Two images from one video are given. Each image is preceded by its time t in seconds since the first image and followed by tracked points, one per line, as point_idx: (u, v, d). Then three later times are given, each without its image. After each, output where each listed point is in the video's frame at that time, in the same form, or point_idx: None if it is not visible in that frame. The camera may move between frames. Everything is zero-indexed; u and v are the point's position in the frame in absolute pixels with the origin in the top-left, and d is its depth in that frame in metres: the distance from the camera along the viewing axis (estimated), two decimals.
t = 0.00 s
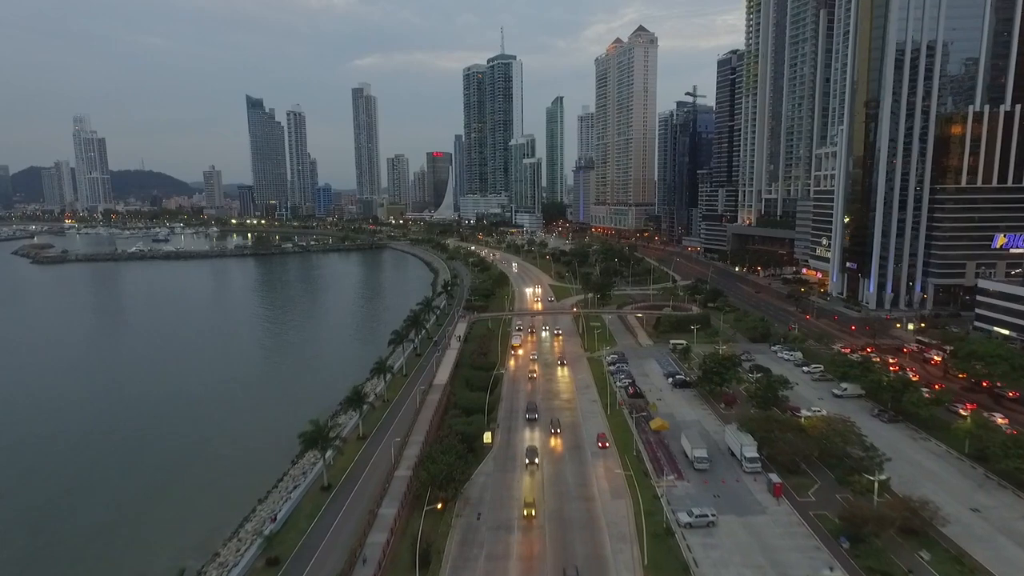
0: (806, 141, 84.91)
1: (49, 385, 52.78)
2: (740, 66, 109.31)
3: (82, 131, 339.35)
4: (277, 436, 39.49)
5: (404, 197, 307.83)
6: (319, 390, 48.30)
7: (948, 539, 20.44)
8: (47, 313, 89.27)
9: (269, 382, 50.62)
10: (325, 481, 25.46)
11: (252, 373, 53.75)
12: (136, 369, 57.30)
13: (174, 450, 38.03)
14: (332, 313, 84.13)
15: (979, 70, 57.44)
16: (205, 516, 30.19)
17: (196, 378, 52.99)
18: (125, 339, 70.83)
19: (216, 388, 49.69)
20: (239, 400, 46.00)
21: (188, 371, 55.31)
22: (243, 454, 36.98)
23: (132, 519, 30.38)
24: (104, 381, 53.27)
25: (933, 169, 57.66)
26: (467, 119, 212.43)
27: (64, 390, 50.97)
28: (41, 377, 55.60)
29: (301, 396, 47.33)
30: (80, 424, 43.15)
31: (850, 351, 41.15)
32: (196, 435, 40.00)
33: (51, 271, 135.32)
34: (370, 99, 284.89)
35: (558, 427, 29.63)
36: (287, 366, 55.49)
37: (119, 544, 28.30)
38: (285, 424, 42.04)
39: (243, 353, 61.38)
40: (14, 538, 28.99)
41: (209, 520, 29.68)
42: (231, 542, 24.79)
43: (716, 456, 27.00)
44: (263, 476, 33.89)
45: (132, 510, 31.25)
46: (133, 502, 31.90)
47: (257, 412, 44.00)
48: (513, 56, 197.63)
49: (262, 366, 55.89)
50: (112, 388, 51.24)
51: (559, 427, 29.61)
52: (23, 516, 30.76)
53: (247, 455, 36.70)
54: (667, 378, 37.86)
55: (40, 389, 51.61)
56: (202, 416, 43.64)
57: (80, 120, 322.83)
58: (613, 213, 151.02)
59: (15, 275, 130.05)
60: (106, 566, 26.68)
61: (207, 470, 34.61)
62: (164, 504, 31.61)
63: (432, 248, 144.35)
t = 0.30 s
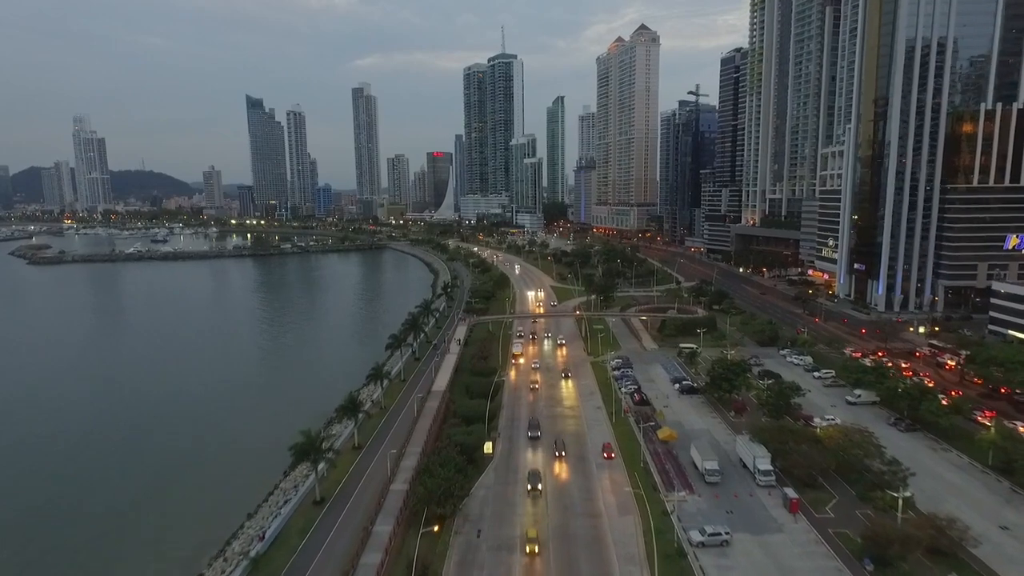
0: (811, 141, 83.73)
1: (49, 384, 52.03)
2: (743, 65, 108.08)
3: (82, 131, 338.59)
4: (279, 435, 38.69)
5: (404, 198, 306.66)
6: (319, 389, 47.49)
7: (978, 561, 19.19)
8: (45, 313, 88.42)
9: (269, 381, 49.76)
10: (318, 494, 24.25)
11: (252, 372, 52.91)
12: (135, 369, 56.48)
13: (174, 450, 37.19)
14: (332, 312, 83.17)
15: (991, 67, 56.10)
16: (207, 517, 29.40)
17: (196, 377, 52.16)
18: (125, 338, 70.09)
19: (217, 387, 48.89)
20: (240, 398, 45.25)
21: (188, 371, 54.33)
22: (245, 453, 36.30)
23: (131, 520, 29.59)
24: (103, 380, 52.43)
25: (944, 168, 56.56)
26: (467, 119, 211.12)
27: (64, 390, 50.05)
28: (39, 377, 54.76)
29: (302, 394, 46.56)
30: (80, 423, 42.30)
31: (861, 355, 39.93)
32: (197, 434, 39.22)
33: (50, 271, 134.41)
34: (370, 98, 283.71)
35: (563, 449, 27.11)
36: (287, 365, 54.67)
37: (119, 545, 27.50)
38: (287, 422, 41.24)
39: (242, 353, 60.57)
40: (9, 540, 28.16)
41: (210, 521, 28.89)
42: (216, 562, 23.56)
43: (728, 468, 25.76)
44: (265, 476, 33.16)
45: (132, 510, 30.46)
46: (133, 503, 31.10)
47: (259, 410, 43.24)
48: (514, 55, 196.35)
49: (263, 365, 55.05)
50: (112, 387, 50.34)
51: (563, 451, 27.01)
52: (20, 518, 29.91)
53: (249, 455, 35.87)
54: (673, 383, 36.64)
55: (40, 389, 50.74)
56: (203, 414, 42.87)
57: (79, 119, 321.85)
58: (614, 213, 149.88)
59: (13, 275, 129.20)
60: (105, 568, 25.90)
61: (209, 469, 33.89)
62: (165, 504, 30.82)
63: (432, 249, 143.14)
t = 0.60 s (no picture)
0: (816, 140, 82.64)
1: (48, 384, 51.21)
2: (747, 63, 106.94)
3: (81, 131, 337.57)
4: (280, 434, 37.91)
5: (404, 198, 305.63)
6: (321, 388, 46.68)
7: None
8: (42, 313, 87.40)
9: (270, 381, 48.91)
10: (310, 509, 23.06)
11: (253, 371, 52.09)
12: (134, 368, 55.59)
13: (175, 449, 36.38)
14: (332, 313, 82.27)
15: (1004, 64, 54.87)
16: (207, 518, 28.67)
17: (197, 377, 51.33)
18: (124, 338, 69.19)
19: (218, 386, 48.02)
20: (241, 397, 44.43)
21: (188, 371, 53.40)
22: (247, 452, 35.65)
23: (131, 521, 28.86)
24: (102, 380, 51.57)
25: (956, 166, 55.03)
26: (468, 119, 210.07)
27: (64, 389, 49.06)
28: (38, 376, 53.96)
29: (303, 394, 45.74)
30: (80, 423, 41.40)
31: (873, 360, 38.77)
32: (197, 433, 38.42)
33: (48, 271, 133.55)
34: (370, 98, 282.71)
35: (569, 476, 24.62)
36: (289, 364, 53.82)
37: (119, 547, 26.81)
38: (289, 421, 40.48)
39: (243, 352, 59.75)
40: (7, 541, 27.47)
41: (211, 522, 28.18)
42: None
43: (740, 482, 24.51)
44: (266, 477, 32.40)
45: (131, 511, 29.74)
46: (132, 503, 30.39)
47: (260, 409, 42.46)
48: (515, 54, 195.30)
49: (264, 365, 54.25)
50: (113, 386, 49.46)
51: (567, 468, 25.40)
52: (19, 518, 29.21)
53: (251, 454, 35.05)
54: (680, 389, 35.41)
55: (40, 389, 49.76)
56: (203, 413, 42.06)
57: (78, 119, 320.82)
58: (616, 213, 148.71)
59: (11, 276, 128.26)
60: (105, 570, 25.25)
61: (210, 470, 33.17)
62: (165, 504, 30.10)
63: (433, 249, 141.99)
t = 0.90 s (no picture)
0: (822, 139, 81.40)
1: (47, 383, 50.18)
2: (751, 61, 105.64)
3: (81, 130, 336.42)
4: (282, 432, 36.94)
5: (405, 198, 304.37)
6: (321, 388, 45.71)
7: None
8: (40, 313, 86.33)
9: (270, 381, 47.85)
10: (300, 527, 21.82)
11: (253, 371, 51.03)
12: (134, 368, 54.53)
13: (176, 449, 35.32)
14: (332, 313, 81.20)
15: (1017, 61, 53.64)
16: (208, 518, 27.69)
17: (196, 377, 50.27)
18: (124, 338, 68.08)
19: (219, 386, 46.95)
20: (241, 397, 43.38)
21: (189, 371, 52.30)
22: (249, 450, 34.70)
23: (131, 521, 27.92)
24: (101, 380, 50.56)
25: (968, 166, 54.02)
26: (468, 119, 208.89)
27: (64, 390, 47.87)
28: (37, 375, 52.96)
29: (303, 394, 44.75)
30: (81, 422, 40.26)
31: (887, 366, 37.51)
32: (197, 433, 37.43)
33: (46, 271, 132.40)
34: (370, 98, 281.60)
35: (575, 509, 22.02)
36: (289, 365, 52.79)
37: (119, 548, 25.88)
38: (290, 419, 39.56)
39: (242, 352, 58.67)
40: (5, 542, 26.53)
41: (213, 522, 27.28)
42: None
43: (755, 497, 23.29)
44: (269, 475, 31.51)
45: (131, 511, 28.78)
46: (132, 503, 29.39)
47: (261, 408, 41.49)
48: (516, 53, 194.18)
49: (264, 365, 53.20)
50: (113, 387, 48.32)
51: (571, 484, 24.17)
52: (18, 518, 28.24)
53: (253, 453, 34.01)
54: (687, 397, 34.13)
55: (40, 389, 48.56)
56: (204, 412, 41.04)
57: (77, 119, 319.94)
58: (618, 213, 147.41)
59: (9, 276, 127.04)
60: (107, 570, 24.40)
61: (212, 469, 32.27)
62: (165, 504, 29.11)
63: (433, 250, 140.53)
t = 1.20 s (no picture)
0: (827, 138, 80.13)
1: (45, 383, 49.09)
2: (755, 60, 104.29)
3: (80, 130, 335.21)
4: (283, 431, 35.95)
5: (405, 198, 303.17)
6: (322, 388, 44.66)
7: None
8: (38, 314, 85.21)
9: (269, 381, 46.77)
10: (287, 548, 20.57)
11: (252, 372, 49.92)
12: (133, 368, 53.40)
13: (178, 448, 34.24)
14: (331, 314, 80.03)
15: None
16: (208, 518, 26.76)
17: (196, 377, 49.15)
18: (122, 338, 66.92)
19: (219, 386, 45.84)
20: (241, 397, 42.27)
21: (190, 371, 51.17)
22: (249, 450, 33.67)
23: (132, 521, 26.92)
24: (101, 379, 49.51)
25: (980, 165, 52.81)
26: (468, 119, 207.78)
27: (64, 389, 46.71)
28: (35, 375, 51.87)
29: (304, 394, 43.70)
30: (82, 422, 39.10)
31: (901, 372, 36.21)
32: (196, 433, 36.39)
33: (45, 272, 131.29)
34: (370, 97, 280.45)
35: (583, 552, 19.25)
36: (289, 365, 51.70)
37: (118, 548, 24.90)
38: (291, 419, 38.54)
39: (240, 353, 57.46)
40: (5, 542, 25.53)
41: (214, 522, 26.34)
42: None
43: (769, 513, 22.06)
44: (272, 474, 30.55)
45: (131, 511, 27.75)
46: (132, 503, 28.31)
47: (262, 408, 40.44)
48: (517, 52, 193.03)
49: (263, 366, 52.01)
50: (112, 387, 47.17)
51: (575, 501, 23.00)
52: (16, 519, 27.18)
53: (254, 453, 32.96)
54: (694, 404, 32.84)
55: (40, 389, 47.38)
56: (205, 411, 39.93)
57: (77, 119, 318.69)
58: (620, 214, 146.11)
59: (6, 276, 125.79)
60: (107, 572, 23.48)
61: (213, 468, 31.30)
62: (165, 505, 28.06)
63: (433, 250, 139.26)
